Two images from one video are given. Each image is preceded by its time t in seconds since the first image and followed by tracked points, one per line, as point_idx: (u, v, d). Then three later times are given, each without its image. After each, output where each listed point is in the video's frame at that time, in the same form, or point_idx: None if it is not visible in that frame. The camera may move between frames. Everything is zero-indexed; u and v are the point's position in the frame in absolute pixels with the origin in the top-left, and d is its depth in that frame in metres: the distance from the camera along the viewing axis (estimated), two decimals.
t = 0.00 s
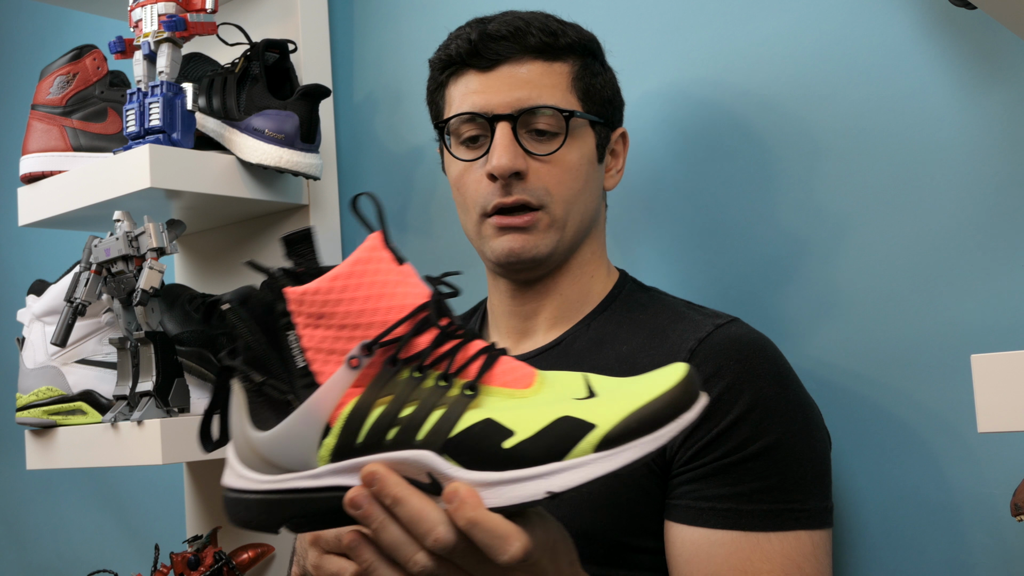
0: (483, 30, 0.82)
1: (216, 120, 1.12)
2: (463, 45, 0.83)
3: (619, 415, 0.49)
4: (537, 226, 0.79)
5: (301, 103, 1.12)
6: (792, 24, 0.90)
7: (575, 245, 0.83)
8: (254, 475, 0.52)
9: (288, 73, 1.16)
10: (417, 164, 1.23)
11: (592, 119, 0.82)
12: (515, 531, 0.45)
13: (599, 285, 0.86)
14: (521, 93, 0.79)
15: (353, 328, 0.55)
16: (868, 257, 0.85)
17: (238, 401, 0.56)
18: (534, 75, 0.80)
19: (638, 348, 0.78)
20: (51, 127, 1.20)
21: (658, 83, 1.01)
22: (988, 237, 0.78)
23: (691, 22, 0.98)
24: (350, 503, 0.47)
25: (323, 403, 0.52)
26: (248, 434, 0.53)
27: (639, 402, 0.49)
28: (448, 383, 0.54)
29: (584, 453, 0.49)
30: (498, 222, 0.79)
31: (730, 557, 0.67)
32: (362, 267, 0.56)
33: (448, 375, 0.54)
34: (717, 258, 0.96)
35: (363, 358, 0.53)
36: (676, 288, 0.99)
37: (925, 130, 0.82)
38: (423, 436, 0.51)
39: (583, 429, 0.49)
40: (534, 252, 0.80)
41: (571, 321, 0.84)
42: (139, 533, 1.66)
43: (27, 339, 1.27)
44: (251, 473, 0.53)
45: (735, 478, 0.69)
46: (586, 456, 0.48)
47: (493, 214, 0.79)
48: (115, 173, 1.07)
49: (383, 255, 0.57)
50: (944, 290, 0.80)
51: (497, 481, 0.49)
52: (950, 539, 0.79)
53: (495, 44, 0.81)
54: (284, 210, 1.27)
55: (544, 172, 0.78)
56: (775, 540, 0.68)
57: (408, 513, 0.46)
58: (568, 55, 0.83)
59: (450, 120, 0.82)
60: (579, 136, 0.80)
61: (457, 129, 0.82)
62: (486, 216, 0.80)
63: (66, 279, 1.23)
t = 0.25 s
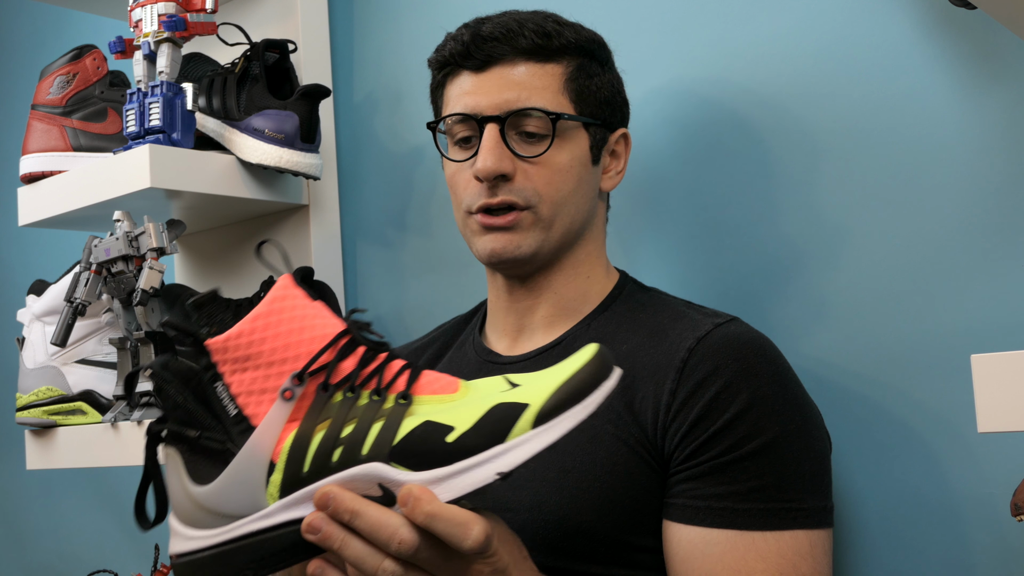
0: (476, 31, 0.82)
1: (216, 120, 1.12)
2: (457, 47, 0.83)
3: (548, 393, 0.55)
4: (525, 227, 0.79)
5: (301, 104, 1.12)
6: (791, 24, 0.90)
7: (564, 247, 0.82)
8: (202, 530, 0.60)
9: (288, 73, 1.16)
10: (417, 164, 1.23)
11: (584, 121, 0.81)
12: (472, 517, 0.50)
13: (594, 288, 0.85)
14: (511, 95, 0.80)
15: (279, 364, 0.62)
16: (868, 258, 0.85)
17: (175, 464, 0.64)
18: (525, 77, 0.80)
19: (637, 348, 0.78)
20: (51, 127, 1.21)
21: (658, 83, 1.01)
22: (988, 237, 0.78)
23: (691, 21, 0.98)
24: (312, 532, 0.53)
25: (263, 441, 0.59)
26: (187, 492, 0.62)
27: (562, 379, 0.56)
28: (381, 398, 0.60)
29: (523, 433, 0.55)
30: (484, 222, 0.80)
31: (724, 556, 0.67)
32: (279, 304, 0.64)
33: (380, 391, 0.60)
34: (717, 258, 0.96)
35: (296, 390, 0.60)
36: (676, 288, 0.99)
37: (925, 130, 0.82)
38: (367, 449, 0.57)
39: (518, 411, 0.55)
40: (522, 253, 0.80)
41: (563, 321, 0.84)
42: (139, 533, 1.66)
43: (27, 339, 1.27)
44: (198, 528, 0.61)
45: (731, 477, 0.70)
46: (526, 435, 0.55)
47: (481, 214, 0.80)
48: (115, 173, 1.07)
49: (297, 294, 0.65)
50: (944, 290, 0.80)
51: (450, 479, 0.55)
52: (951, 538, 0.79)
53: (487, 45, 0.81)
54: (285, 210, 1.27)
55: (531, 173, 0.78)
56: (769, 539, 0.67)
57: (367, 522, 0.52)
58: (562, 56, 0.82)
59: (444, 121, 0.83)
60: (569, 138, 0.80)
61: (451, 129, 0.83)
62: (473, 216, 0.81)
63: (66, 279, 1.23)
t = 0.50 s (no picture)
0: (461, 39, 0.82)
1: (216, 120, 1.12)
2: (443, 56, 0.83)
3: (499, 404, 0.60)
4: (522, 235, 0.79)
5: (301, 104, 1.12)
6: (791, 24, 0.90)
7: (564, 250, 0.82)
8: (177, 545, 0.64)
9: (288, 73, 1.17)
10: (417, 164, 1.23)
11: (575, 123, 0.81)
12: (429, 519, 0.55)
13: (595, 288, 0.85)
14: (500, 103, 0.79)
15: (246, 382, 0.65)
16: (868, 257, 0.85)
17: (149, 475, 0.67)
18: (513, 84, 0.80)
19: (639, 349, 0.78)
20: (51, 127, 1.21)
21: (658, 83, 1.01)
22: (988, 237, 0.78)
23: (691, 21, 0.98)
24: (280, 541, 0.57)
25: (233, 456, 0.63)
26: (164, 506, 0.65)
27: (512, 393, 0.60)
28: (343, 412, 0.64)
29: (477, 442, 0.59)
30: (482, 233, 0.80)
31: (724, 557, 0.67)
32: (245, 326, 0.67)
33: (341, 405, 0.64)
34: (717, 257, 0.96)
35: (262, 406, 0.64)
36: (676, 288, 0.99)
37: (925, 130, 0.82)
38: (329, 461, 0.61)
39: (470, 422, 0.60)
40: (521, 261, 0.80)
41: (566, 322, 0.84)
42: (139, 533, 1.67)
43: (27, 339, 1.27)
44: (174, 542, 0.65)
45: (731, 478, 0.70)
46: (480, 443, 0.59)
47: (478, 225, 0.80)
48: (115, 173, 1.07)
49: (263, 315, 0.69)
50: (944, 290, 0.80)
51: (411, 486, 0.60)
52: (951, 539, 0.79)
53: (472, 54, 0.80)
54: (285, 210, 1.27)
55: (524, 182, 0.78)
56: (769, 540, 0.67)
57: (331, 529, 0.56)
58: (550, 58, 0.82)
59: (435, 132, 0.83)
60: (561, 142, 0.80)
61: (442, 140, 0.83)
62: (470, 227, 0.81)
63: (66, 279, 1.23)
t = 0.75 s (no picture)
0: (451, 45, 0.81)
1: (216, 120, 1.12)
2: (433, 62, 0.82)
3: (481, 411, 0.61)
4: (520, 241, 0.79)
5: (301, 104, 1.12)
6: (792, 24, 0.90)
7: (563, 254, 0.83)
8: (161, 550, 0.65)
9: (288, 73, 1.17)
10: (417, 164, 1.23)
11: (569, 127, 0.80)
12: (410, 520, 0.56)
13: (595, 289, 0.85)
14: (492, 109, 0.79)
15: (233, 387, 0.65)
16: (868, 257, 0.85)
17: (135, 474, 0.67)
18: (505, 89, 0.80)
19: (638, 350, 0.78)
20: (51, 127, 1.21)
21: (658, 83, 1.01)
22: (988, 237, 0.78)
23: (691, 21, 0.98)
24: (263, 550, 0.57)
25: (218, 462, 0.63)
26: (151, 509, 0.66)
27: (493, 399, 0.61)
28: (327, 418, 0.64)
29: (458, 447, 0.60)
30: (480, 241, 0.80)
31: (723, 557, 0.67)
32: (231, 333, 0.67)
33: (325, 412, 0.64)
34: (716, 257, 0.96)
35: (248, 412, 0.64)
36: (676, 288, 0.99)
37: (925, 130, 0.82)
38: (313, 466, 0.62)
39: (452, 426, 0.61)
40: (520, 268, 0.80)
41: (567, 325, 0.84)
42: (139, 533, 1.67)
43: (27, 339, 1.27)
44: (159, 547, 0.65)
45: (730, 479, 0.70)
46: (460, 448, 0.60)
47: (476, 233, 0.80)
48: (115, 173, 1.07)
49: (249, 322, 0.68)
50: (944, 290, 0.80)
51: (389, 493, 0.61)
52: (951, 539, 0.79)
53: (462, 61, 0.80)
54: (285, 210, 1.27)
55: (520, 188, 0.78)
56: (768, 541, 0.67)
57: (315, 534, 0.56)
58: (541, 62, 0.81)
59: (428, 140, 0.83)
60: (555, 147, 0.80)
61: (436, 148, 0.83)
62: (469, 235, 0.81)
63: (66, 279, 1.23)
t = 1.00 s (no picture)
0: (453, 45, 0.81)
1: (216, 120, 1.12)
2: (434, 62, 0.82)
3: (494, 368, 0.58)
4: (520, 243, 0.79)
5: (301, 104, 1.12)
6: (792, 24, 0.90)
7: (563, 255, 0.83)
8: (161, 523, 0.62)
9: (288, 73, 1.17)
10: (417, 164, 1.23)
11: (570, 129, 0.80)
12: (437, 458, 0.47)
13: (595, 290, 0.85)
14: (494, 110, 0.79)
15: (252, 351, 0.66)
16: (868, 257, 0.85)
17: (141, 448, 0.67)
18: (507, 91, 0.80)
19: (639, 350, 0.78)
20: (51, 126, 1.21)
21: (658, 83, 1.01)
22: (988, 237, 0.78)
23: (691, 22, 0.98)
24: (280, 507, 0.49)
25: (237, 419, 0.62)
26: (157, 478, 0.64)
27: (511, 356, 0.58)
28: (345, 378, 0.63)
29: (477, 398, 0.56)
30: (481, 242, 0.80)
31: (721, 558, 0.67)
32: (250, 302, 0.69)
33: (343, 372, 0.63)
34: (717, 257, 0.96)
35: (267, 372, 0.64)
36: (677, 288, 0.99)
37: (925, 130, 0.82)
38: (334, 420, 0.59)
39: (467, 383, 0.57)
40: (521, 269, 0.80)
41: (567, 324, 0.84)
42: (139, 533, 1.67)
43: (27, 339, 1.27)
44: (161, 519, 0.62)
45: (730, 478, 0.70)
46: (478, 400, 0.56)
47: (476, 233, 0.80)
48: (115, 173, 1.07)
49: (266, 297, 0.70)
50: (944, 290, 0.80)
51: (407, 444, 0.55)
52: (952, 539, 0.79)
53: (464, 61, 0.80)
54: (285, 210, 1.27)
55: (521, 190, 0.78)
56: (767, 541, 0.67)
57: (342, 483, 0.47)
58: (543, 64, 0.81)
59: (429, 140, 0.82)
60: (556, 148, 0.80)
61: (436, 148, 0.83)
62: (468, 235, 0.81)
63: (66, 279, 1.23)
